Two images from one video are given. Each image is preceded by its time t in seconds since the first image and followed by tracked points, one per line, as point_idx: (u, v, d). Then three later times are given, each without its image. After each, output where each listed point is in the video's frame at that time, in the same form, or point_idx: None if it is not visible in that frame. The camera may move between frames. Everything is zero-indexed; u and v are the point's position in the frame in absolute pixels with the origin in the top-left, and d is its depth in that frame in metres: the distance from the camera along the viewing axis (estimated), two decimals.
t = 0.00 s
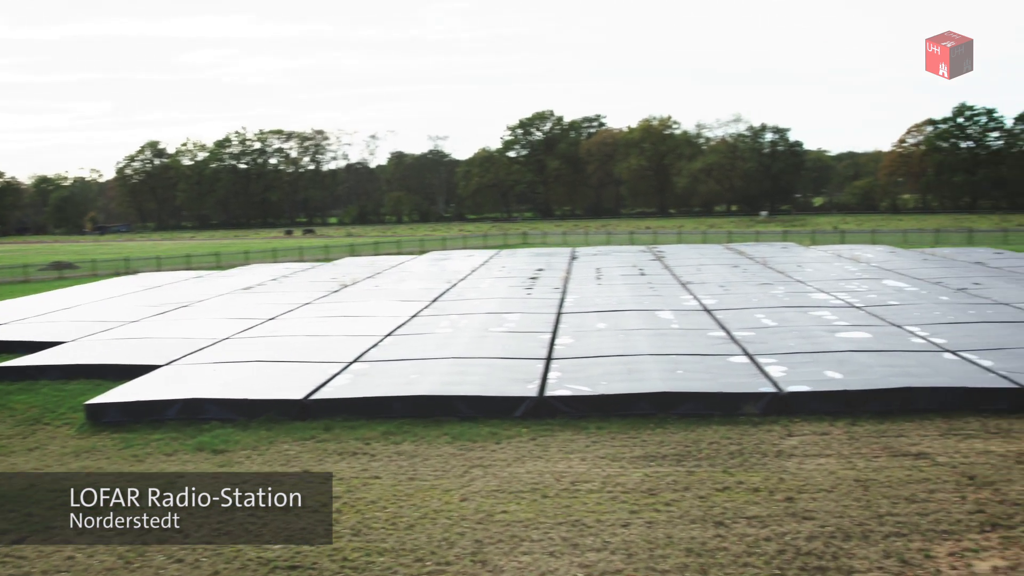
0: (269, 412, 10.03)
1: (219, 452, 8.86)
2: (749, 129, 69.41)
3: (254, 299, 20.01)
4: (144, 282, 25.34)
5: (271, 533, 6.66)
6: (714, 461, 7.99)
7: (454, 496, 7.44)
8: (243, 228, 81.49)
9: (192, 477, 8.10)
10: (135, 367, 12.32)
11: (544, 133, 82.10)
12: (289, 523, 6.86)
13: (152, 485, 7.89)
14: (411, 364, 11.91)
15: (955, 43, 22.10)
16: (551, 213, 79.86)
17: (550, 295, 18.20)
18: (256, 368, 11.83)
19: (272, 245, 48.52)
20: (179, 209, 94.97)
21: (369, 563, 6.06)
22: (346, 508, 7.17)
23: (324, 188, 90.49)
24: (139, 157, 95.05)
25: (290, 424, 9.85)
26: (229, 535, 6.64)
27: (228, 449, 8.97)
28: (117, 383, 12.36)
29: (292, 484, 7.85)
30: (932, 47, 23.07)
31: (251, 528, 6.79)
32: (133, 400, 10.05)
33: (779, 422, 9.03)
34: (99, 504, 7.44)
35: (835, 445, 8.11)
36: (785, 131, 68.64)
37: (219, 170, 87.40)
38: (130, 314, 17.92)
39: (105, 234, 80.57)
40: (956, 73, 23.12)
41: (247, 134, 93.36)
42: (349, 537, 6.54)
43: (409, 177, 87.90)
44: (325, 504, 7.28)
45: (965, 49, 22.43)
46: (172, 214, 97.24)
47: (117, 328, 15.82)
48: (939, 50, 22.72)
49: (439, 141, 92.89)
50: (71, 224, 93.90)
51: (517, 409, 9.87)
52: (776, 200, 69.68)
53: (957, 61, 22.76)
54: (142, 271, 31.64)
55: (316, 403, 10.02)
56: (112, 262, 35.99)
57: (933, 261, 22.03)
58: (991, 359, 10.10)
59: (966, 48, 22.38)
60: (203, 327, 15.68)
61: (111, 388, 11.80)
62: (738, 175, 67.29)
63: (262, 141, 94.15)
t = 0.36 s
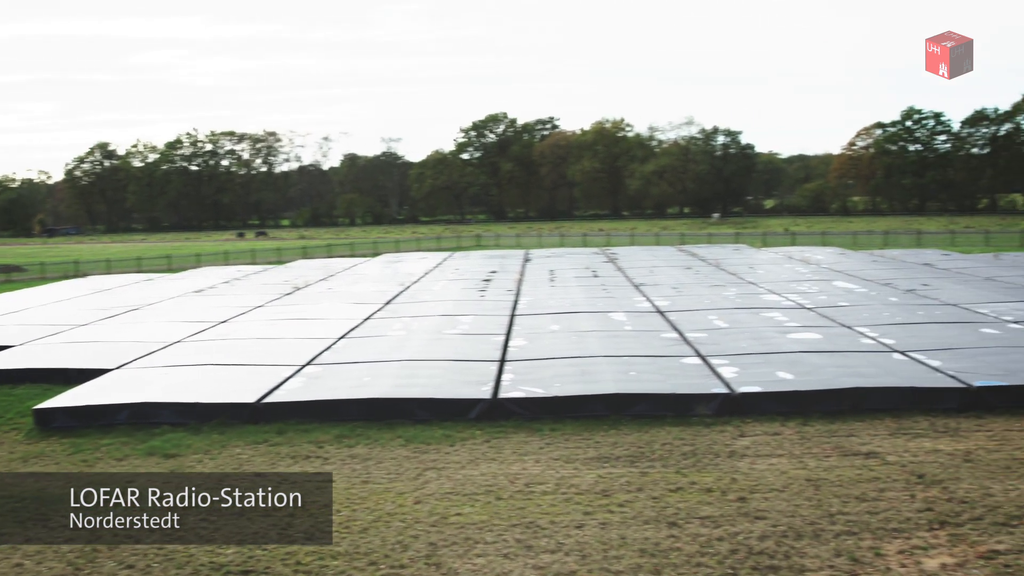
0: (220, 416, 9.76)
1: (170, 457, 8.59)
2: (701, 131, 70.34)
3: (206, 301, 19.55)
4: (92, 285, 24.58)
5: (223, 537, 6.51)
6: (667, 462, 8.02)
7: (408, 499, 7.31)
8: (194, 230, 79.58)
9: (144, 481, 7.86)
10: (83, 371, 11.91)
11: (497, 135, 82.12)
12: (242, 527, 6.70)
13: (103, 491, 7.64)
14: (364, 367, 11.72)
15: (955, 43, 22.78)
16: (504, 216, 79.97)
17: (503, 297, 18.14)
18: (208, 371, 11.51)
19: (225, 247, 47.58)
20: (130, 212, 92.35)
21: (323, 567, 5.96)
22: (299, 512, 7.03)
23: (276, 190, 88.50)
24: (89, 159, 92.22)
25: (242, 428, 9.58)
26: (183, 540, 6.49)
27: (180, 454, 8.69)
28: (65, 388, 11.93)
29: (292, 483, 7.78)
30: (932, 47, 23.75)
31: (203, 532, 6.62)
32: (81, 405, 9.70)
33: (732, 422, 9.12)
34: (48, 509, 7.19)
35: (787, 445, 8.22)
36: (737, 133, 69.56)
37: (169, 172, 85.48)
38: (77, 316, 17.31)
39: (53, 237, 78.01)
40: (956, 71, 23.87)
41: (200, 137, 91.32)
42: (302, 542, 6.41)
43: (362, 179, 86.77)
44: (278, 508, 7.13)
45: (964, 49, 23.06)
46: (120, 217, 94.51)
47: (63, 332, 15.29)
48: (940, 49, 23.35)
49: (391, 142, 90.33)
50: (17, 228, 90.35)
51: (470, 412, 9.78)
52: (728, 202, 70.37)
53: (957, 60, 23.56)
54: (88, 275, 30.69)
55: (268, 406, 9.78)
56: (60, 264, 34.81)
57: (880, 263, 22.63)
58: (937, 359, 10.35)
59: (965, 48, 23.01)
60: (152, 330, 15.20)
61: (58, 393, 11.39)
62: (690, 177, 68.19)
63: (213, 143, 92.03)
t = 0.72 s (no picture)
0: (177, 419, 9.51)
1: (128, 459, 8.35)
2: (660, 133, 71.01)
3: (162, 303, 19.11)
4: (45, 287, 23.87)
5: (183, 540, 6.37)
6: (627, 461, 8.04)
7: (367, 500, 7.20)
8: (150, 232, 77.70)
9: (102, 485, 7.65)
10: (36, 375, 11.54)
11: (457, 136, 81.83)
12: (200, 531, 6.55)
13: (58, 496, 7.41)
14: (324, 368, 11.52)
15: (956, 43, 23.29)
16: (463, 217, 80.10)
17: (462, 298, 18.05)
18: (165, 373, 11.23)
19: (182, 249, 46.51)
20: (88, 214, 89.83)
21: (282, 570, 5.84)
22: (259, 514, 6.89)
23: (234, 192, 85.35)
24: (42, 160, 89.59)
25: (200, 431, 9.34)
26: (141, 543, 6.35)
27: (138, 457, 8.45)
28: (18, 392, 11.54)
29: (293, 484, 7.68)
30: (932, 47, 24.24)
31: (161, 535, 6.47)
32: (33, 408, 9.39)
33: (691, 423, 9.18)
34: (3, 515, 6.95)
35: (744, 444, 8.31)
36: (695, 134, 70.36)
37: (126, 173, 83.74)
38: (31, 319, 16.77)
39: None
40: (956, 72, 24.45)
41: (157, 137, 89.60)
42: (263, 543, 6.29)
43: (321, 182, 84.99)
44: (239, 510, 6.98)
45: (965, 49, 23.64)
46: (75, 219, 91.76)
47: (15, 335, 14.81)
48: (940, 50, 23.84)
49: (351, 143, 87.46)
50: None
51: (429, 413, 9.68)
52: (687, 203, 70.65)
53: (956, 61, 24.05)
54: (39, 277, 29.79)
55: (227, 408, 9.56)
56: (11, 266, 33.73)
57: (836, 264, 23.10)
58: (893, 358, 10.57)
59: (966, 48, 23.59)
60: (106, 332, 14.78)
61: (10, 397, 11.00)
62: (648, 177, 68.80)
63: (171, 144, 89.84)
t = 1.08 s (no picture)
0: (135, 424, 9.27)
1: (85, 466, 8.14)
2: (621, 134, 71.50)
3: (119, 307, 18.62)
4: None
5: (142, 547, 6.25)
6: (589, 462, 8.03)
7: (329, 504, 7.08)
8: (106, 235, 74.95)
9: (60, 493, 7.45)
10: None
11: (418, 138, 81.37)
12: (158, 538, 6.42)
13: (13, 503, 7.20)
14: (284, 372, 11.32)
15: (956, 43, 23.95)
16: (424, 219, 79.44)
17: (424, 301, 17.93)
18: (122, 378, 10.94)
19: (139, 252, 45.33)
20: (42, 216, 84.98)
21: None
22: (219, 520, 6.75)
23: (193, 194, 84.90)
24: None
25: (160, 437, 9.11)
26: (100, 550, 6.20)
27: (96, 463, 8.24)
28: None
29: (294, 483, 7.67)
30: (932, 47, 24.79)
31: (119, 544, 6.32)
32: None
33: (652, 423, 9.23)
34: None
35: (705, 444, 8.37)
36: (654, 136, 70.92)
37: (83, 175, 80.59)
38: None
39: None
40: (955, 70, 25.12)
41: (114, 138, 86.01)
42: (223, 549, 6.19)
43: (280, 185, 84.09)
44: (198, 517, 6.83)
45: (966, 49, 24.26)
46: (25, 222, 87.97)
47: None
48: (940, 50, 24.45)
49: (310, 144, 81.30)
50: None
51: (391, 416, 9.56)
52: (647, 204, 71.46)
53: (957, 61, 24.69)
54: None
55: (187, 413, 9.33)
56: None
57: (794, 264, 23.52)
58: (851, 357, 10.77)
59: (966, 48, 24.20)
60: (61, 337, 14.35)
61: None
62: (608, 179, 69.27)
63: (129, 147, 87.07)
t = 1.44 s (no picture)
0: (92, 428, 9.03)
1: (41, 471, 7.93)
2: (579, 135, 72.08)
3: (73, 310, 18.10)
4: None
5: (99, 552, 6.12)
6: (549, 463, 8.02)
7: (289, 506, 6.98)
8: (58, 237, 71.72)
9: (13, 499, 7.23)
10: None
11: (376, 140, 80.82)
12: (116, 543, 6.28)
13: None
14: (243, 374, 11.09)
15: (956, 43, 24.55)
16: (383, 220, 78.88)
17: (383, 302, 17.76)
18: (77, 382, 10.63)
19: (92, 256, 44.03)
20: None
21: None
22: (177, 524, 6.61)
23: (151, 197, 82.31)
24: None
25: (117, 441, 8.89)
26: (57, 557, 6.04)
27: (52, 468, 8.04)
28: None
29: (292, 483, 7.60)
30: (932, 47, 25.26)
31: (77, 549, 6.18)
32: None
33: (612, 422, 9.26)
34: None
35: (665, 443, 8.41)
36: (613, 137, 71.50)
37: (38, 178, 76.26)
38: None
39: None
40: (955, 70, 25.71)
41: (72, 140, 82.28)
42: (182, 554, 6.08)
43: (238, 186, 83.19)
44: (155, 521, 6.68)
45: (964, 49, 24.86)
46: None
47: None
48: (941, 50, 25.01)
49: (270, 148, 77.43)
50: None
51: (351, 418, 9.43)
52: (605, 204, 71.91)
53: (957, 60, 25.29)
54: None
55: (145, 417, 9.09)
56: None
57: (752, 263, 23.89)
58: (808, 356, 10.95)
59: (965, 47, 24.79)
60: (13, 341, 13.90)
61: None
62: (568, 179, 69.79)
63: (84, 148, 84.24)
